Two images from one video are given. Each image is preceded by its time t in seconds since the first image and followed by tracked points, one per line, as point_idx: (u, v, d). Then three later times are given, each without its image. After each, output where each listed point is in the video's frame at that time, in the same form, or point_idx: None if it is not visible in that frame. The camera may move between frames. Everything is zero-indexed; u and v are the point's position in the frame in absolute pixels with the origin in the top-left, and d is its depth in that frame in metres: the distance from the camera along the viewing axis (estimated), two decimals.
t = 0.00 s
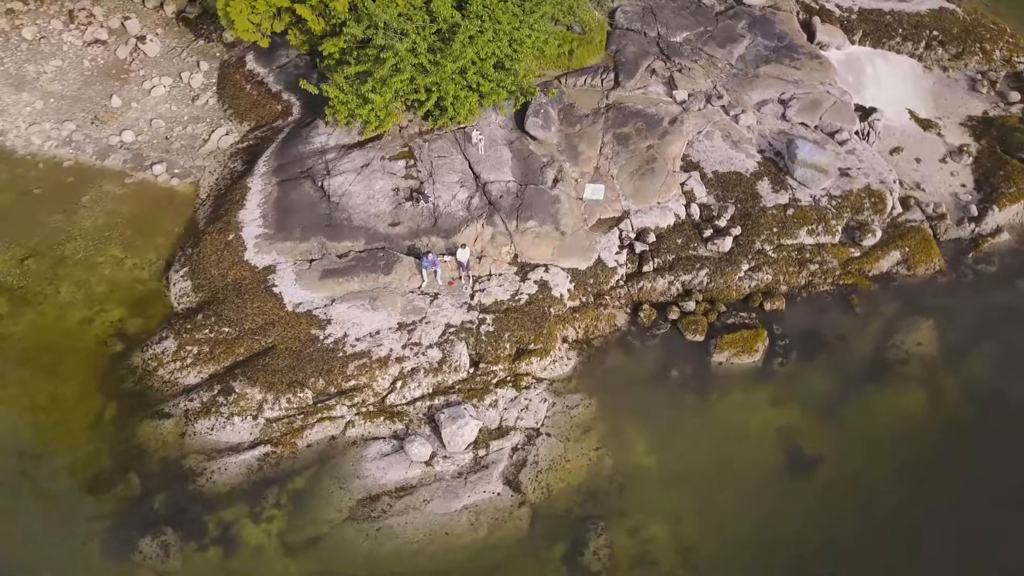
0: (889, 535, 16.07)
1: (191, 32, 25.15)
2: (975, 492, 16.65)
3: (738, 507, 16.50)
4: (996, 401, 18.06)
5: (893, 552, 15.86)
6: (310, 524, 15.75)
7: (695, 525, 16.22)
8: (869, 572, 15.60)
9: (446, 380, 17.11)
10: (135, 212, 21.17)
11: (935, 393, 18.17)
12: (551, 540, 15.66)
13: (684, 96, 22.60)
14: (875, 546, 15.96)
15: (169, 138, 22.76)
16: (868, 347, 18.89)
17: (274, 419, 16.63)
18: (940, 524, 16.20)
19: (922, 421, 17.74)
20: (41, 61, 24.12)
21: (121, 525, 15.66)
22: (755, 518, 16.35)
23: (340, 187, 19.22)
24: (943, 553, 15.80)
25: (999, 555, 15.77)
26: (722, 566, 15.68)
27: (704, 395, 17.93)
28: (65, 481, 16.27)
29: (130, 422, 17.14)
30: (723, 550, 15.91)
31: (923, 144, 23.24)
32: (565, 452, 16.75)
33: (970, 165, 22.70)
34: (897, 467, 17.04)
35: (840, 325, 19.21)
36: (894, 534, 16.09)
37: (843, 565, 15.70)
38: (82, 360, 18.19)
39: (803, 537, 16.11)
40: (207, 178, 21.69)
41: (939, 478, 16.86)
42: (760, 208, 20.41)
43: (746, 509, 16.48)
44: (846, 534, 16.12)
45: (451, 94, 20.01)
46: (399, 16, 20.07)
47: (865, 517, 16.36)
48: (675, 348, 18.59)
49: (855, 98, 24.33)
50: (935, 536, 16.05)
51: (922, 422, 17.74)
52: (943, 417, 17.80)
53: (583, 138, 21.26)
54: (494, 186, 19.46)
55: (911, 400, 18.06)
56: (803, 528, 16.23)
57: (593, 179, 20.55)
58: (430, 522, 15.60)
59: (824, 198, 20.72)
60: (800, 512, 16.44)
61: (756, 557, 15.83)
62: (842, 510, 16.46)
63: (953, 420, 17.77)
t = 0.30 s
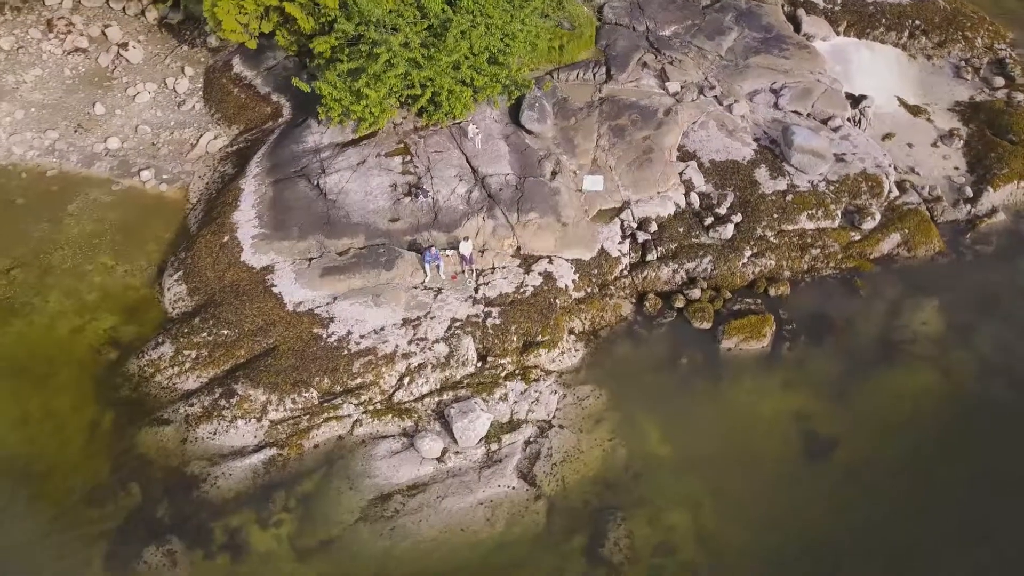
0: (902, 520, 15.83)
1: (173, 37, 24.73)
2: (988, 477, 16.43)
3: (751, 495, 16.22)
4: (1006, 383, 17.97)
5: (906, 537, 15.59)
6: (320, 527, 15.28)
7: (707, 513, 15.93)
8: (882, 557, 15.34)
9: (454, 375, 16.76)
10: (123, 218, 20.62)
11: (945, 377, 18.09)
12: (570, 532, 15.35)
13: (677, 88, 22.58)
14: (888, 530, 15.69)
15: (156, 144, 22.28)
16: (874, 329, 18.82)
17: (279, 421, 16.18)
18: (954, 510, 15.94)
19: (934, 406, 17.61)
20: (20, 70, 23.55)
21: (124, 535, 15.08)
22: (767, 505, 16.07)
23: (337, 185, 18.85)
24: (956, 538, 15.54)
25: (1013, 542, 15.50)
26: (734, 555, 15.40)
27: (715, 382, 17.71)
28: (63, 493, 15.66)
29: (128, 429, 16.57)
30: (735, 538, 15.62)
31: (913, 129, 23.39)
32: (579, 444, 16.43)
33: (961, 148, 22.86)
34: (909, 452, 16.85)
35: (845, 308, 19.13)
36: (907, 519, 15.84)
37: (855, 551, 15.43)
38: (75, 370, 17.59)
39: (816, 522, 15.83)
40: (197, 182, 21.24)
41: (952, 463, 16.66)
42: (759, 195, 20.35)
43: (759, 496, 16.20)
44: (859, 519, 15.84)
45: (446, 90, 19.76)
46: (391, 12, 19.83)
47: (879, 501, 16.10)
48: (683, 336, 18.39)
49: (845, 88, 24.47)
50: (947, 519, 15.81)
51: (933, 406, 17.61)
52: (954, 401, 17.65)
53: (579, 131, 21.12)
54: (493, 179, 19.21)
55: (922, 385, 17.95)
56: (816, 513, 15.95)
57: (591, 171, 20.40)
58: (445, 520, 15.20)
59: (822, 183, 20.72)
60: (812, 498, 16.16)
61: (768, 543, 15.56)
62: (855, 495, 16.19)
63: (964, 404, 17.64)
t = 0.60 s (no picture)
0: (907, 511, 15.40)
1: (156, 44, 24.34)
2: (997, 471, 15.97)
3: (757, 484, 15.81)
4: (1016, 370, 17.59)
5: (910, 528, 15.15)
6: (331, 528, 14.81)
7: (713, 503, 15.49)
8: (884, 550, 14.88)
9: (462, 368, 16.44)
10: (112, 224, 20.09)
11: (953, 365, 17.75)
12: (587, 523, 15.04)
13: (668, 81, 22.58)
14: (893, 521, 15.26)
15: (143, 150, 21.82)
16: (879, 310, 18.78)
17: (284, 421, 15.74)
18: (960, 503, 15.49)
19: (942, 395, 17.23)
20: None
21: (128, 544, 14.56)
22: (771, 497, 15.62)
23: (333, 183, 18.53)
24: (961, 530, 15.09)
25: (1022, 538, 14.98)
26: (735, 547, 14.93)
27: (724, 367, 17.52)
28: (61, 504, 15.11)
29: (127, 437, 16.04)
30: (737, 530, 15.16)
31: (902, 116, 23.56)
32: (592, 434, 16.14)
33: (950, 134, 23.05)
34: (916, 442, 16.46)
35: (848, 291, 19.11)
36: (911, 510, 15.40)
37: (858, 542, 14.98)
38: (69, 378, 17.05)
39: (820, 513, 15.39)
40: (187, 187, 20.81)
41: (959, 455, 16.24)
42: (756, 182, 20.33)
43: (765, 485, 15.79)
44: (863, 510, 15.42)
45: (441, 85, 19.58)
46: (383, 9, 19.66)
47: (882, 492, 15.69)
48: (689, 323, 18.23)
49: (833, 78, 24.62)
50: (952, 511, 15.38)
51: (941, 395, 17.25)
52: (962, 390, 17.28)
53: (574, 125, 21.02)
54: (491, 172, 19.00)
55: (929, 374, 17.61)
56: (820, 503, 15.52)
57: (588, 163, 20.27)
58: (460, 515, 14.84)
59: (818, 170, 20.76)
60: (817, 488, 15.74)
61: (770, 534, 15.09)
62: (860, 486, 15.79)
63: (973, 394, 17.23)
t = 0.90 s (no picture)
0: (909, 502, 15.10)
1: (139, 52, 23.97)
2: (1002, 465, 15.65)
3: (760, 475, 15.51)
4: (1020, 360, 17.37)
5: (912, 520, 14.84)
6: (343, 527, 14.39)
7: (718, 495, 15.17)
8: (884, 541, 14.57)
9: (469, 361, 16.16)
10: (100, 231, 19.59)
11: (957, 356, 17.54)
12: (605, 511, 14.77)
13: (658, 75, 22.64)
14: (895, 513, 14.95)
15: (130, 157, 21.38)
16: (880, 293, 18.81)
17: (289, 420, 15.32)
18: (964, 497, 15.15)
19: (946, 387, 16.98)
20: None
21: (131, 552, 14.02)
22: (772, 487, 15.34)
23: (329, 180, 18.25)
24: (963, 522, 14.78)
25: None
26: (736, 539, 14.60)
27: (731, 353, 17.40)
28: (59, 514, 14.56)
29: (125, 443, 15.52)
30: (739, 522, 14.82)
31: (889, 105, 23.79)
32: (603, 422, 15.89)
33: (937, 121, 23.30)
34: (917, 432, 16.21)
35: (848, 275, 19.15)
36: (913, 502, 15.09)
37: (857, 534, 14.67)
38: (62, 386, 16.50)
39: (822, 504, 15.08)
40: (177, 192, 20.41)
41: (963, 448, 15.94)
42: (752, 171, 20.37)
43: (769, 476, 15.49)
44: (866, 502, 15.12)
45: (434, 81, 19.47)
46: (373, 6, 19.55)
47: (883, 482, 15.42)
48: (693, 311, 18.12)
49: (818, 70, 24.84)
50: (955, 503, 15.07)
51: (944, 386, 17.01)
52: (967, 382, 17.04)
53: (567, 119, 20.96)
54: (488, 166, 18.83)
55: (934, 366, 17.38)
56: (821, 495, 15.22)
57: (584, 157, 20.20)
58: (475, 508, 14.49)
59: (812, 157, 20.86)
60: (820, 480, 15.45)
61: (769, 527, 14.77)
62: (863, 477, 15.50)
63: (977, 386, 16.97)
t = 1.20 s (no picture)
0: (914, 500, 14.60)
1: (121, 62, 23.63)
2: (1012, 465, 15.12)
3: (764, 474, 15.04)
4: (1019, 353, 17.12)
5: (918, 519, 14.31)
6: (353, 524, 14.00)
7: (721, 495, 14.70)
8: (882, 533, 14.15)
9: (475, 354, 15.93)
10: (88, 239, 19.13)
11: (962, 353, 17.16)
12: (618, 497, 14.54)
13: (646, 72, 22.76)
14: (900, 510, 14.46)
15: (115, 164, 20.97)
16: (877, 276, 18.90)
17: (294, 418, 14.95)
18: (965, 489, 14.74)
19: (953, 385, 16.55)
20: None
21: (134, 559, 13.51)
22: (771, 477, 15.00)
23: (323, 179, 18.01)
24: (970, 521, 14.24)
25: None
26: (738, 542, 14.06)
27: (736, 338, 17.31)
28: (56, 523, 14.03)
29: (123, 448, 15.02)
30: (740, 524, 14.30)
31: (873, 97, 24.10)
32: (613, 411, 15.69)
33: (920, 111, 23.62)
34: (917, 424, 15.85)
35: (845, 260, 19.23)
36: (918, 500, 14.60)
37: (854, 525, 14.26)
38: (53, 394, 15.99)
39: (826, 506, 14.56)
40: (166, 197, 20.04)
41: (964, 440, 15.56)
42: (745, 161, 20.47)
43: (771, 466, 15.16)
44: (870, 500, 14.62)
45: (426, 79, 19.37)
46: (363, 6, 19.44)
47: (881, 473, 15.06)
48: (695, 299, 18.06)
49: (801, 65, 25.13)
50: (963, 501, 14.54)
51: (950, 383, 16.59)
52: (974, 379, 16.62)
53: (559, 115, 20.95)
54: (484, 161, 18.72)
55: (939, 363, 16.99)
56: (826, 495, 14.72)
57: (578, 151, 20.17)
58: (488, 499, 14.18)
59: (802, 147, 21.02)
60: (824, 477, 14.97)
61: (770, 529, 14.24)
62: (866, 473, 15.05)
63: (984, 384, 16.54)
